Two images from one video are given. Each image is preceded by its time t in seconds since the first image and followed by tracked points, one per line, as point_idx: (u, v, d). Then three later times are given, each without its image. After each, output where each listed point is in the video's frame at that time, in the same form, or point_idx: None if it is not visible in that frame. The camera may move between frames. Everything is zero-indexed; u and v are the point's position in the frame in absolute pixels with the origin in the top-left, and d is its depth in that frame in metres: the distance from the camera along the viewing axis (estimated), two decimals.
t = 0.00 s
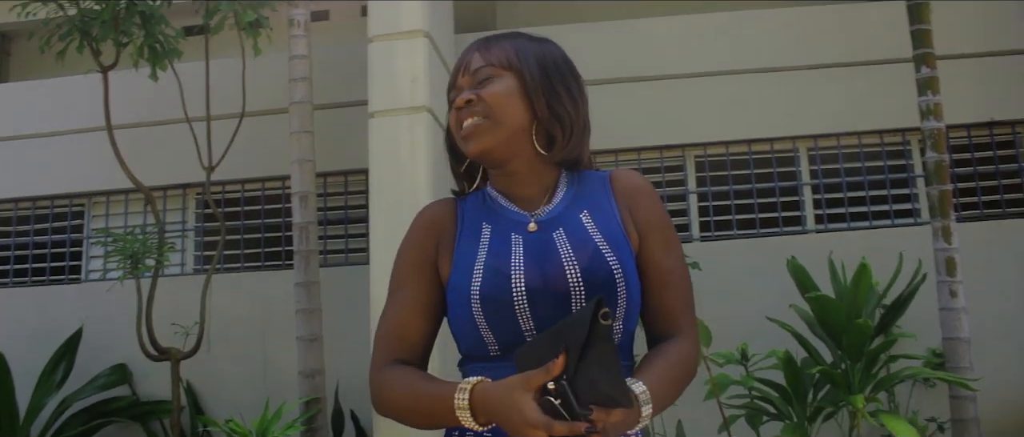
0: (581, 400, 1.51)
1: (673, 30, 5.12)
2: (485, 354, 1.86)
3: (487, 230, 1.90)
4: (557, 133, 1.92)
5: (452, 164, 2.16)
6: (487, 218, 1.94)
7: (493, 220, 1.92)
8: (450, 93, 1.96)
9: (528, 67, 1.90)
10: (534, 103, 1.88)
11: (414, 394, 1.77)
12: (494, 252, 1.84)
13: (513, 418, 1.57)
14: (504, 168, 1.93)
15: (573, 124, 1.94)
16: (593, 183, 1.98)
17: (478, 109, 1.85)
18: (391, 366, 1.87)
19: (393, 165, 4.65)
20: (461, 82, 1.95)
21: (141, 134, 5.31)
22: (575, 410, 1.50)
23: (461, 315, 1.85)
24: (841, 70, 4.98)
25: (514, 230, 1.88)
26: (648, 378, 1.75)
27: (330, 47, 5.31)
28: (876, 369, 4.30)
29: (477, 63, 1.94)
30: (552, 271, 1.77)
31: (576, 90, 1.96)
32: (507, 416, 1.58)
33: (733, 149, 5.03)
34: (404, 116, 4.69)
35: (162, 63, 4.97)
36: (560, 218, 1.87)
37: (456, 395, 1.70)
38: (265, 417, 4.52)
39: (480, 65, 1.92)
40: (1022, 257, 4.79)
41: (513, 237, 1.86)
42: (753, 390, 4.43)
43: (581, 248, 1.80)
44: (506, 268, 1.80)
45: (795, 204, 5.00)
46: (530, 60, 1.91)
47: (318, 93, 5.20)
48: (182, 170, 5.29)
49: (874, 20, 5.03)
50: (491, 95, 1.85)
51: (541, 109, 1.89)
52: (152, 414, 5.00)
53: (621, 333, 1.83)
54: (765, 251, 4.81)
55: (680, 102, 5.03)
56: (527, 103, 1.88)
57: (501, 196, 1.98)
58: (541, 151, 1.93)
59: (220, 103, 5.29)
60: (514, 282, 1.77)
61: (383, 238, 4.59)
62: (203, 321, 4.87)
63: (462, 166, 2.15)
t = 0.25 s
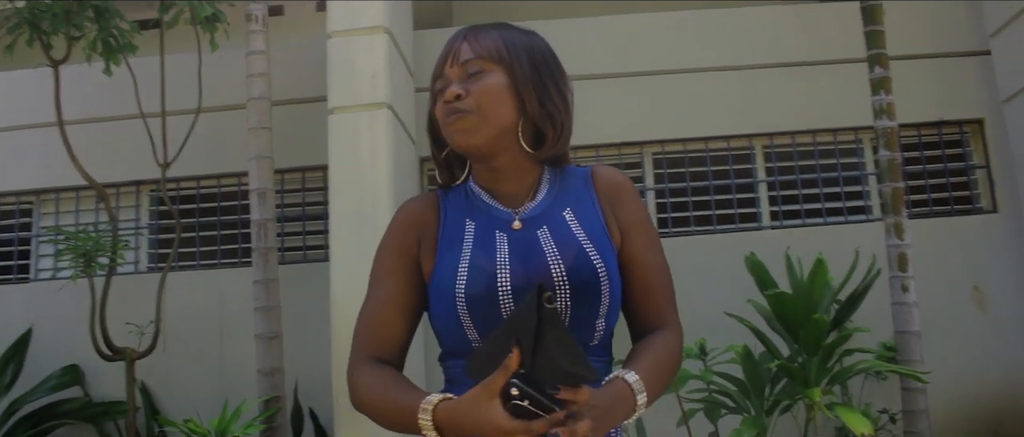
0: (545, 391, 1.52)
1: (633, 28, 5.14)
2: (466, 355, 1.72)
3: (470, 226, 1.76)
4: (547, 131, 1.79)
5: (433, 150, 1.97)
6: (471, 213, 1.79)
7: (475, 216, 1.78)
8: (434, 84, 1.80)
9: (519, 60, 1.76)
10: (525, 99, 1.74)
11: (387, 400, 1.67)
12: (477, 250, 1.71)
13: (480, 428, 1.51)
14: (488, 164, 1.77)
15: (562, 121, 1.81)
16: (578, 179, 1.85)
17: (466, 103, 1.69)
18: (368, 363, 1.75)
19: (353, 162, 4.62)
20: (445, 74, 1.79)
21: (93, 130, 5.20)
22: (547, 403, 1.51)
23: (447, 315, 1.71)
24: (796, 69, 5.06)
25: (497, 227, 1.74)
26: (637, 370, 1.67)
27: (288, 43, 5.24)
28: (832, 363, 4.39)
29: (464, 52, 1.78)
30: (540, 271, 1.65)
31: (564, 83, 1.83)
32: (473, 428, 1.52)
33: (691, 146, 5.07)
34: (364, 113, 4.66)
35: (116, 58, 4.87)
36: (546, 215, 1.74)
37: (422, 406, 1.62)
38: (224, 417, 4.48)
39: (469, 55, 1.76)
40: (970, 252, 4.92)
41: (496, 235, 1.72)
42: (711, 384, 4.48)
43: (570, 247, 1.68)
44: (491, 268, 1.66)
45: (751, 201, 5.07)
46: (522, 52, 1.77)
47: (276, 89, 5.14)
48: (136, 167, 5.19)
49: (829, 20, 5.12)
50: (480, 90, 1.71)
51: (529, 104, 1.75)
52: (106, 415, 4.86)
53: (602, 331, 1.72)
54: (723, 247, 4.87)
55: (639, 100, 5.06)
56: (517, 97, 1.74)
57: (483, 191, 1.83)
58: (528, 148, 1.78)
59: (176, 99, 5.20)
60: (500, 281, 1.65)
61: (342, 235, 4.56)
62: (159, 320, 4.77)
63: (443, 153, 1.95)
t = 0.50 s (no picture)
0: (531, 391, 1.44)
1: (622, 26, 5.13)
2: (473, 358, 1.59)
3: (477, 229, 1.62)
4: (558, 132, 1.66)
5: (438, 146, 1.83)
6: (477, 215, 1.65)
7: (480, 218, 1.64)
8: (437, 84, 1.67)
9: (525, 59, 1.62)
10: (533, 101, 1.61)
11: (373, 404, 1.53)
12: (484, 253, 1.57)
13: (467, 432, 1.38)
14: (495, 167, 1.65)
15: (571, 119, 1.68)
16: (586, 182, 1.71)
17: (473, 108, 1.57)
18: (362, 361, 1.59)
19: (341, 160, 4.60)
20: (449, 74, 1.65)
21: (78, 126, 5.15)
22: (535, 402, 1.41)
23: (453, 318, 1.57)
24: (783, 70, 5.08)
25: (503, 231, 1.60)
26: (654, 378, 1.55)
27: (275, 39, 5.20)
28: (818, 362, 4.43)
29: (469, 50, 1.64)
30: (549, 278, 1.52)
31: (572, 82, 1.70)
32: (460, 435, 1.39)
33: (677, 146, 5.09)
34: (352, 111, 4.64)
35: (102, 53, 4.81)
36: (555, 220, 1.61)
37: (406, 413, 1.50)
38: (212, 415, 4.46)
39: (474, 53, 1.63)
40: (953, 253, 4.97)
41: (503, 239, 1.59)
42: (699, 383, 4.51)
43: (580, 254, 1.55)
44: (499, 274, 1.53)
45: (737, 201, 5.10)
46: (528, 49, 1.64)
47: (264, 86, 5.10)
48: (121, 163, 5.14)
49: (815, 21, 5.14)
50: (487, 92, 1.58)
51: (538, 106, 1.62)
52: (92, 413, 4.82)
53: (606, 334, 1.59)
54: (710, 247, 4.89)
55: (628, 99, 5.06)
56: (524, 98, 1.61)
57: (489, 190, 1.68)
58: (536, 150, 1.66)
59: (162, 95, 5.15)
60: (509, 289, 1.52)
61: (330, 233, 4.55)
62: (145, 318, 4.74)
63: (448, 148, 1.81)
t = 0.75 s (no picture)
0: (526, 398, 1.35)
1: (617, 25, 5.13)
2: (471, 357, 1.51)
3: (476, 225, 1.54)
4: (560, 132, 1.59)
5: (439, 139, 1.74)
6: (476, 211, 1.57)
7: (480, 214, 1.56)
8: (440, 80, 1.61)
9: (528, 56, 1.56)
10: (536, 99, 1.55)
11: (371, 405, 1.47)
12: (484, 250, 1.50)
13: None
14: (497, 166, 1.59)
15: (575, 117, 1.61)
16: (588, 180, 1.64)
17: (474, 106, 1.52)
18: (360, 360, 1.52)
19: (336, 157, 4.59)
20: (451, 70, 1.59)
21: (71, 119, 5.13)
22: (528, 409, 1.33)
23: (450, 317, 1.49)
24: (776, 71, 5.10)
25: (503, 228, 1.53)
26: (661, 416, 1.52)
27: (270, 34, 5.18)
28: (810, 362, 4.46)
29: (472, 44, 1.58)
30: (550, 276, 1.45)
31: (576, 80, 1.63)
32: None
33: (670, 145, 5.10)
34: (347, 107, 4.64)
35: (96, 47, 4.79)
36: (556, 218, 1.54)
37: (401, 415, 1.44)
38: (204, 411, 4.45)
39: (476, 49, 1.57)
40: (943, 255, 5.01)
41: (503, 236, 1.52)
42: (690, 382, 4.53)
43: (582, 252, 1.48)
44: (499, 271, 1.46)
45: (729, 201, 5.10)
46: (532, 46, 1.58)
47: (258, 81, 5.09)
48: (114, 157, 5.11)
49: (809, 22, 5.15)
50: (488, 90, 1.52)
51: (539, 105, 1.56)
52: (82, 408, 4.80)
53: (606, 333, 1.52)
54: (702, 246, 4.90)
55: (623, 98, 5.06)
56: (527, 96, 1.55)
57: (489, 188, 1.62)
58: (538, 149, 1.60)
59: (156, 89, 5.13)
60: (509, 286, 1.44)
61: (324, 229, 4.54)
62: (136, 313, 4.72)
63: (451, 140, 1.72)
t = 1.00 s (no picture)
0: (522, 396, 1.36)
1: (613, 26, 5.14)
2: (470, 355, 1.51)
3: (477, 224, 1.55)
4: (559, 135, 1.61)
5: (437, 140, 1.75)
6: (476, 212, 1.58)
7: (480, 214, 1.57)
8: (440, 80, 1.60)
9: (531, 59, 1.57)
10: (538, 102, 1.56)
11: (369, 406, 1.47)
12: (485, 247, 1.50)
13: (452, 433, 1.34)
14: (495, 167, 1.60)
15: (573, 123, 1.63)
16: (583, 184, 1.67)
17: (478, 105, 1.51)
18: (358, 361, 1.53)
19: (331, 155, 4.59)
20: (452, 70, 1.59)
21: (66, 115, 5.12)
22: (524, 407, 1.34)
23: (450, 316, 1.49)
24: (771, 73, 5.11)
25: (503, 227, 1.54)
26: (662, 405, 1.54)
27: (265, 32, 5.19)
28: (803, 364, 4.48)
29: (475, 46, 1.58)
30: (551, 273, 1.46)
31: (574, 85, 1.65)
32: None
33: (664, 147, 5.11)
34: (343, 105, 4.64)
35: (92, 43, 4.79)
36: (555, 218, 1.56)
37: (397, 415, 1.44)
38: (197, 408, 4.45)
39: (479, 50, 1.57)
40: (935, 258, 5.03)
41: (504, 234, 1.53)
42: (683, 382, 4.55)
43: (582, 251, 1.50)
44: (501, 268, 1.47)
45: (723, 203, 5.11)
46: (534, 50, 1.59)
47: (253, 78, 5.08)
48: (108, 153, 5.10)
49: (804, 25, 5.17)
50: (491, 90, 1.52)
51: (540, 107, 1.57)
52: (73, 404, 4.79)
53: (603, 333, 1.53)
54: (696, 248, 4.92)
55: (618, 99, 5.07)
56: (529, 99, 1.56)
57: (488, 189, 1.63)
58: (536, 150, 1.61)
59: (151, 85, 5.12)
60: (510, 283, 1.45)
61: (318, 227, 4.54)
62: (129, 309, 4.71)
63: (450, 143, 1.72)
